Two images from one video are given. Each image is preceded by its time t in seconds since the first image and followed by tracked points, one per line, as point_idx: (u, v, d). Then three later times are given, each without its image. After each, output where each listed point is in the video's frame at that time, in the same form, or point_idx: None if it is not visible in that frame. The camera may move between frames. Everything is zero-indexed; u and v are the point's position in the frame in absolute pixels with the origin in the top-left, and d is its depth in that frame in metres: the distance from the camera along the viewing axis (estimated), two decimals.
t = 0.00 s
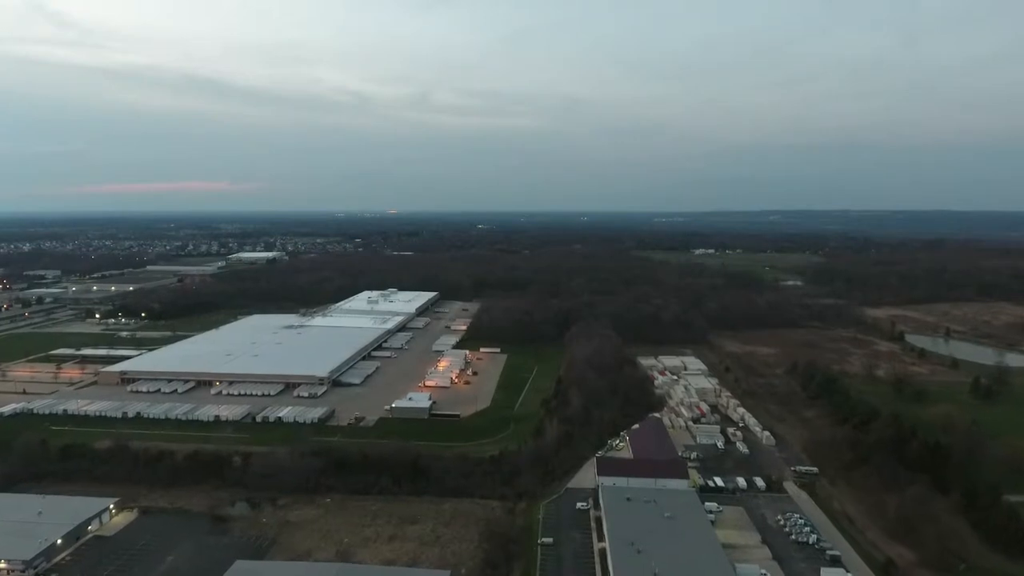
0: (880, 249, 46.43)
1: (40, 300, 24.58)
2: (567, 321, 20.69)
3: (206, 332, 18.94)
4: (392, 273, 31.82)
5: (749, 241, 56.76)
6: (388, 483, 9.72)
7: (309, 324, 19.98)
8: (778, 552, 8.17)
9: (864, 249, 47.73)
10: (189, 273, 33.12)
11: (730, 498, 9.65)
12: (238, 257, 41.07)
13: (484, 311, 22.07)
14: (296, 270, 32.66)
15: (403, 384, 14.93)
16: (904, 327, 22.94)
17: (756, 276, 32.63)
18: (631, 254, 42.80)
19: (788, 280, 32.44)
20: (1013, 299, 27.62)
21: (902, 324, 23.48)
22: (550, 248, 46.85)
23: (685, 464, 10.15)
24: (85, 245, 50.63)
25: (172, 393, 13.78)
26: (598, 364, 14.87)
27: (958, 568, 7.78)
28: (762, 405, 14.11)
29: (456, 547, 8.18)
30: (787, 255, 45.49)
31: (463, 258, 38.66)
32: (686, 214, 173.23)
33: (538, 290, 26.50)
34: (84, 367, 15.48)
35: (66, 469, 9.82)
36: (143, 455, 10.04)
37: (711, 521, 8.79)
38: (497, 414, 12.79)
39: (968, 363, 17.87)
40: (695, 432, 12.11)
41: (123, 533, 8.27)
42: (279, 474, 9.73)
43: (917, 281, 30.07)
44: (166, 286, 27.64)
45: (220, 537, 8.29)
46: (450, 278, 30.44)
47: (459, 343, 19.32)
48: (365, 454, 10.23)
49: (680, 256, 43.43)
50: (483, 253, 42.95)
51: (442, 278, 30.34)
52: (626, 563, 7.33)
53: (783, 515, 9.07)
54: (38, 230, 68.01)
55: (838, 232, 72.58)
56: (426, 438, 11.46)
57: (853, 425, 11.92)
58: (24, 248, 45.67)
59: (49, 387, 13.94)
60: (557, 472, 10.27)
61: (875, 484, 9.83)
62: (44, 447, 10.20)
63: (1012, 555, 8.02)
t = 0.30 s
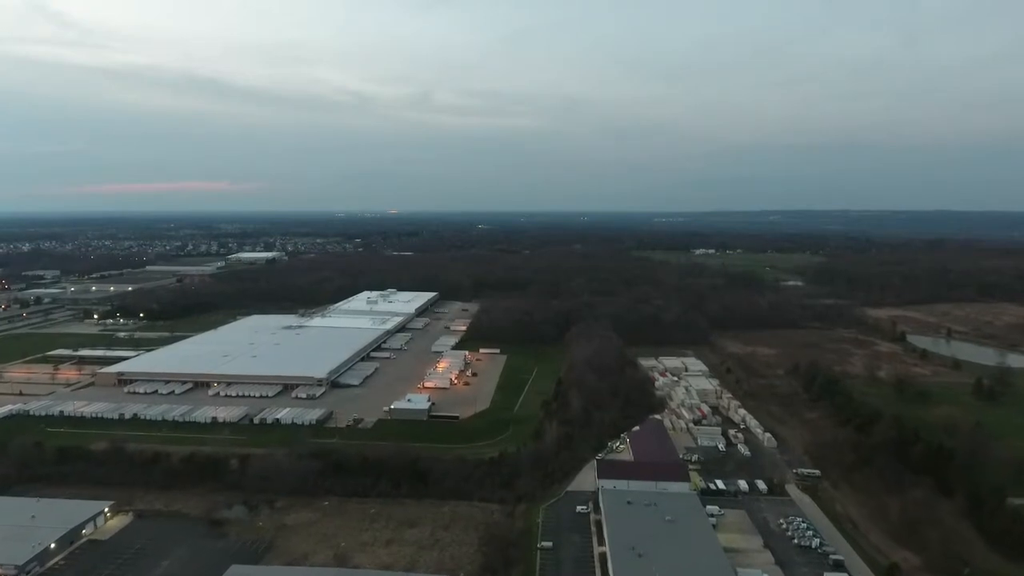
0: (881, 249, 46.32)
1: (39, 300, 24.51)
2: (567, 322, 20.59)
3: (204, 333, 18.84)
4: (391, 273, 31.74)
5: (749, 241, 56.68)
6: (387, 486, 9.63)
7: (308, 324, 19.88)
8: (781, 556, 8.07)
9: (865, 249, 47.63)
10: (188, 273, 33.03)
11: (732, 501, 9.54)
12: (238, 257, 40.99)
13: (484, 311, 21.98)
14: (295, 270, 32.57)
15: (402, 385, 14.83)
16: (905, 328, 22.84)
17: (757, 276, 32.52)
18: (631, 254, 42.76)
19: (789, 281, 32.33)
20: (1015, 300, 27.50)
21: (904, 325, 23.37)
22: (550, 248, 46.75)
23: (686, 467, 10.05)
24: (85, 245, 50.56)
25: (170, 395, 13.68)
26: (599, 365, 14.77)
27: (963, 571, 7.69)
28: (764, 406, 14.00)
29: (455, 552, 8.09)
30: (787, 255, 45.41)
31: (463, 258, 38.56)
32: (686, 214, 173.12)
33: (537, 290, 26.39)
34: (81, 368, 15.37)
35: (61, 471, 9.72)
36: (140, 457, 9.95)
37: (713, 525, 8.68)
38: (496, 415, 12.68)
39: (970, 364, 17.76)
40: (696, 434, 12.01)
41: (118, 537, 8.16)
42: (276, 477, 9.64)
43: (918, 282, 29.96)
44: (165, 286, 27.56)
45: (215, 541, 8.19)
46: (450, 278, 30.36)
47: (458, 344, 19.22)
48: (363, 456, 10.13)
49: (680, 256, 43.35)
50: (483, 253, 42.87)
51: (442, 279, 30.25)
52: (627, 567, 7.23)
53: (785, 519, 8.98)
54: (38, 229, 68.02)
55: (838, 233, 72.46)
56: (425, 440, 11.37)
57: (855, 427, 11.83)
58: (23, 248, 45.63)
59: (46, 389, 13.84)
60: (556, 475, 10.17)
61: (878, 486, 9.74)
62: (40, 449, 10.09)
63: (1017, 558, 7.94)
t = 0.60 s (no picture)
0: (882, 249, 46.18)
1: (37, 300, 24.46)
2: (567, 322, 20.49)
3: (202, 333, 18.77)
4: (391, 273, 31.66)
5: (749, 241, 56.62)
6: (385, 488, 9.53)
7: (307, 325, 19.79)
8: (783, 561, 7.98)
9: (866, 249, 47.50)
10: (187, 273, 32.96)
11: (733, 505, 9.46)
12: (238, 257, 40.92)
13: (483, 312, 21.89)
14: (295, 271, 32.46)
15: (401, 386, 14.74)
16: (907, 328, 22.72)
17: (758, 276, 32.40)
18: (632, 254, 42.68)
19: (790, 281, 32.22)
20: (1017, 300, 27.36)
21: (906, 325, 23.25)
22: (550, 248, 46.68)
23: (687, 470, 9.96)
24: (85, 246, 50.46)
25: (167, 396, 13.59)
26: (599, 366, 14.67)
27: None
28: (765, 408, 13.90)
29: (453, 555, 8.00)
30: (789, 255, 45.30)
31: (463, 258, 38.48)
32: (687, 215, 173.00)
33: (537, 291, 26.28)
34: (78, 369, 15.29)
35: (56, 474, 9.63)
36: (136, 459, 9.87)
37: (714, 529, 8.59)
38: (496, 417, 12.59)
39: (973, 365, 17.64)
40: (697, 436, 11.92)
41: (113, 540, 8.07)
42: (273, 479, 9.55)
43: (920, 282, 29.82)
44: (164, 286, 27.51)
45: (211, 545, 8.10)
46: (450, 278, 30.28)
47: (458, 344, 19.13)
48: (361, 458, 10.04)
49: (681, 256, 43.27)
50: (483, 253, 42.79)
51: (442, 279, 30.18)
52: (628, 571, 7.13)
53: (788, 522, 8.89)
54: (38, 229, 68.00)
55: (839, 232, 72.31)
56: (424, 442, 11.27)
57: (857, 429, 11.75)
58: (23, 248, 45.58)
59: (43, 390, 13.75)
60: (556, 477, 10.08)
61: (882, 489, 9.66)
62: (35, 451, 9.99)
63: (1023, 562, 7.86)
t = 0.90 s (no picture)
0: (889, 249, 45.87)
1: (42, 300, 24.50)
2: (571, 323, 20.38)
3: (206, 334, 18.73)
4: (395, 273, 31.61)
5: (754, 241, 56.41)
6: (386, 491, 9.45)
7: (310, 325, 19.74)
8: (790, 567, 7.86)
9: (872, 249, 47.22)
10: (191, 273, 32.97)
11: (739, 509, 9.34)
12: (242, 257, 40.93)
13: (487, 312, 21.80)
14: (298, 270, 32.45)
15: (403, 387, 14.66)
16: (915, 329, 22.50)
17: (763, 276, 32.22)
18: (636, 254, 42.52)
19: (795, 281, 32.01)
20: None
21: (913, 326, 23.04)
22: (554, 248, 46.56)
23: (693, 473, 9.84)
24: (90, 245, 50.60)
25: (170, 396, 13.54)
26: (603, 368, 14.55)
27: None
28: (771, 410, 13.75)
29: (455, 560, 7.90)
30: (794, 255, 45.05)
31: (467, 258, 38.40)
32: (691, 215, 172.56)
33: (541, 291, 26.18)
34: (81, 369, 15.26)
35: (56, 475, 9.57)
36: (137, 461, 9.80)
37: (720, 533, 8.46)
38: (499, 419, 12.49)
39: (982, 366, 17.44)
40: (702, 438, 11.79)
41: (113, 542, 7.99)
42: (275, 482, 9.48)
43: (927, 283, 29.57)
44: (167, 286, 27.55)
45: (211, 548, 8.02)
46: (453, 278, 30.21)
47: (461, 345, 19.04)
48: (362, 460, 9.96)
49: (685, 256, 43.10)
50: (487, 253, 42.72)
51: (445, 279, 30.10)
52: None
53: (795, 527, 8.76)
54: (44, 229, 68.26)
55: (845, 232, 71.95)
56: (427, 444, 11.18)
57: (865, 433, 11.61)
58: (29, 248, 45.72)
59: (46, 390, 13.73)
60: (560, 480, 9.98)
61: (890, 493, 9.53)
62: (36, 452, 9.94)
63: None
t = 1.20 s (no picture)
0: (900, 250, 45.42)
1: (52, 300, 24.65)
2: (579, 324, 20.26)
3: (213, 333, 18.76)
4: (403, 274, 31.59)
5: (764, 241, 56.05)
6: (392, 493, 9.37)
7: (317, 325, 19.74)
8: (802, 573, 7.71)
9: (884, 249, 46.78)
10: (200, 273, 33.06)
11: (750, 514, 9.19)
12: (250, 257, 41.05)
13: (494, 313, 21.72)
14: (307, 271, 32.50)
15: (410, 388, 14.59)
16: (928, 331, 22.21)
17: (773, 277, 31.98)
18: (645, 254, 42.30)
19: (806, 282, 31.72)
20: None
21: (926, 328, 22.75)
22: (563, 248, 46.41)
23: (702, 477, 9.70)
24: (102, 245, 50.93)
25: (177, 396, 13.54)
26: (611, 370, 14.43)
27: None
28: (782, 413, 13.57)
29: (461, 564, 7.81)
30: (804, 256, 44.69)
31: (475, 258, 38.34)
32: (700, 215, 171.85)
33: (549, 291, 26.09)
34: (90, 369, 15.30)
35: (63, 475, 9.56)
36: (144, 462, 9.79)
37: (731, 539, 8.33)
38: (506, 420, 12.40)
39: (996, 369, 17.17)
40: (712, 441, 11.65)
41: (118, 543, 7.96)
42: (281, 483, 9.45)
43: (940, 284, 29.22)
44: (176, 286, 27.65)
45: (217, 550, 7.96)
46: (461, 278, 30.17)
47: (468, 345, 18.97)
48: (368, 462, 9.89)
49: (694, 256, 42.85)
50: (495, 253, 42.64)
51: (453, 279, 30.06)
52: None
53: (806, 533, 8.61)
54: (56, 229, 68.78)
55: (856, 233, 71.35)
56: (433, 446, 11.10)
57: (878, 437, 11.43)
58: (41, 248, 46.06)
59: (54, 389, 13.76)
60: (568, 483, 9.87)
61: (905, 498, 9.36)
62: (43, 452, 9.94)
63: None
